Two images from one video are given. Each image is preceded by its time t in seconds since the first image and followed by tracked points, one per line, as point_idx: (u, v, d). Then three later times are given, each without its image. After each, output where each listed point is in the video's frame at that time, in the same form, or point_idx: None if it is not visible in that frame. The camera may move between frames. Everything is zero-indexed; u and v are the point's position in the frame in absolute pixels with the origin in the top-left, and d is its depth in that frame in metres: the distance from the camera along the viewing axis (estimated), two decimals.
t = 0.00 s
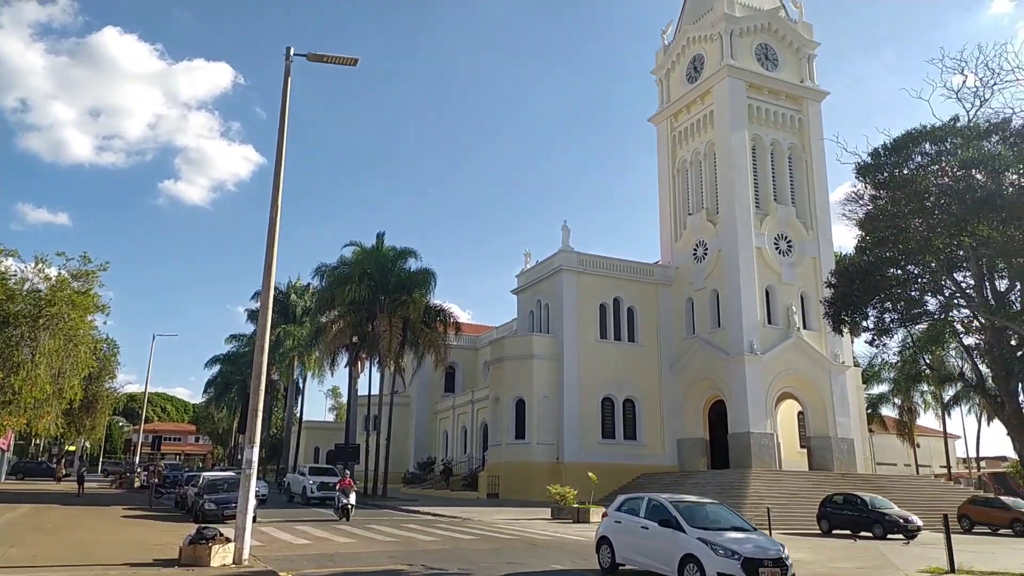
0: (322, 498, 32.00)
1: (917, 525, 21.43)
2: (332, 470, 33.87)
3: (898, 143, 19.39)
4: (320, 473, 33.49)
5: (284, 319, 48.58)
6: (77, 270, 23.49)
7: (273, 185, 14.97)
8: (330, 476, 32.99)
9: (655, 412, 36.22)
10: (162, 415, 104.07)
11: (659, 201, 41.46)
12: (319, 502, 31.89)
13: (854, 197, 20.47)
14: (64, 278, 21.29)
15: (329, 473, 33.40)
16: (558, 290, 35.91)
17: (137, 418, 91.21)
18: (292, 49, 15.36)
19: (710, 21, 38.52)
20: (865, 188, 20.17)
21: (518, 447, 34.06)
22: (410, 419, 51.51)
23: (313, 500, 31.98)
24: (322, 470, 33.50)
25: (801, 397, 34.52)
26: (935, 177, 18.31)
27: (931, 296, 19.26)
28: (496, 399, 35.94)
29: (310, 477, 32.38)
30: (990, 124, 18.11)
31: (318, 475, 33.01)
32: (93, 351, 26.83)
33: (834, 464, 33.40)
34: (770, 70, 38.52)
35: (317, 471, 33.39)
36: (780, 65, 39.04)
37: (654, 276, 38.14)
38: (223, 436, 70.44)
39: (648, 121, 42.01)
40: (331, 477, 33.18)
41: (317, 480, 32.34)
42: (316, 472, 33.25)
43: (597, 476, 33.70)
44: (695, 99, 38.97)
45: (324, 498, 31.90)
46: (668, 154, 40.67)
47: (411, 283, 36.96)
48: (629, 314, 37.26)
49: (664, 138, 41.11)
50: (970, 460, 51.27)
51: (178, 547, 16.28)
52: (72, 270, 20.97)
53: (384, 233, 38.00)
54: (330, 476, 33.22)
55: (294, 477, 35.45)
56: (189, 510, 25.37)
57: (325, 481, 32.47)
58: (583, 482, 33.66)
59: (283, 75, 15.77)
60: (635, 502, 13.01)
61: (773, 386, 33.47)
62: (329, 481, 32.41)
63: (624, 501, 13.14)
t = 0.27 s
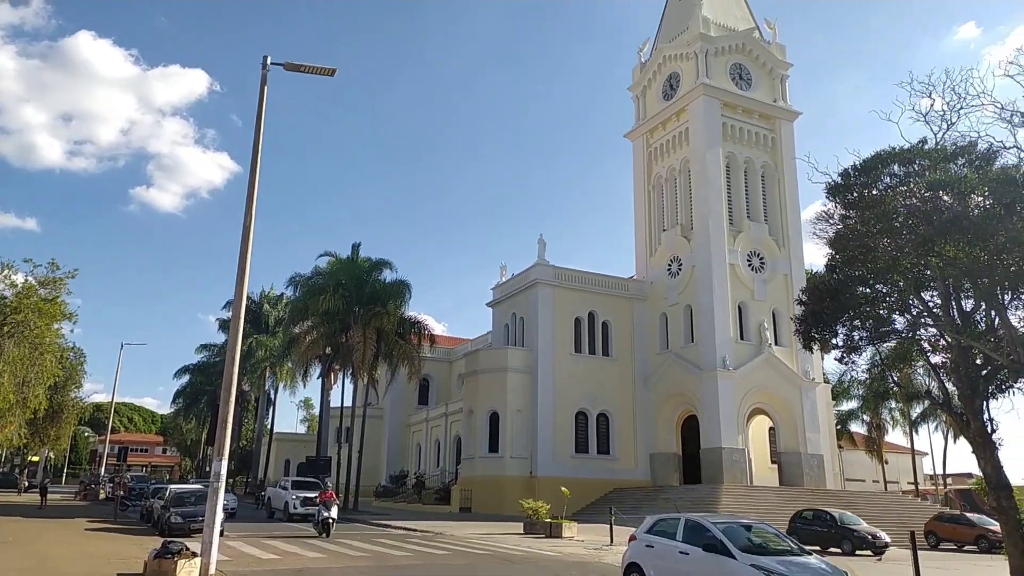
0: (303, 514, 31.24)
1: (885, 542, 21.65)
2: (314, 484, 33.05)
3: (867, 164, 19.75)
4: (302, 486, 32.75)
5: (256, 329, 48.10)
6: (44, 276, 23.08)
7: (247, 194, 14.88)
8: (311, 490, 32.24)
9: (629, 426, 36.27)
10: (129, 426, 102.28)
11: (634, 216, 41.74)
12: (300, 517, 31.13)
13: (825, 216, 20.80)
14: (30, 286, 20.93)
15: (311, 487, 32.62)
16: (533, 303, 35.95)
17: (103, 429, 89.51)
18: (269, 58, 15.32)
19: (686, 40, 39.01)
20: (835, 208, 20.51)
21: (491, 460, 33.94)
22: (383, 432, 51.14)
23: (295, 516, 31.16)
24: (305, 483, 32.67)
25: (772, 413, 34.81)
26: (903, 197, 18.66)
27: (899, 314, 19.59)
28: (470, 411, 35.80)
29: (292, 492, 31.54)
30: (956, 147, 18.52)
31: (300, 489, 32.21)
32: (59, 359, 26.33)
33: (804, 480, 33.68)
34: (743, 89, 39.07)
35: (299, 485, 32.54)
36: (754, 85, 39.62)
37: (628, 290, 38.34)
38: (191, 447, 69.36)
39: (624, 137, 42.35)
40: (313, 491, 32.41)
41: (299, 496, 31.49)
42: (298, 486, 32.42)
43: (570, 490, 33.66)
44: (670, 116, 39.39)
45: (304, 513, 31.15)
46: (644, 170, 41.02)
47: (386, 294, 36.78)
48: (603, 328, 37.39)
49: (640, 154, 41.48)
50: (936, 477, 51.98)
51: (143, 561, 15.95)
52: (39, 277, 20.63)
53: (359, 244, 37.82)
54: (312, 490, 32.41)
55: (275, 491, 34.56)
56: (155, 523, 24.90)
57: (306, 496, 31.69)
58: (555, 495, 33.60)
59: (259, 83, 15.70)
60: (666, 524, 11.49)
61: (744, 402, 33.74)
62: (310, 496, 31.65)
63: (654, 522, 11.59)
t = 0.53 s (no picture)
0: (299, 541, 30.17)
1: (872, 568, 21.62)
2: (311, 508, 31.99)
3: (851, 193, 20.00)
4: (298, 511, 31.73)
5: (242, 352, 47.77)
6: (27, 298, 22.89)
7: (234, 217, 14.88)
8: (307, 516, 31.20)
9: (616, 452, 36.16)
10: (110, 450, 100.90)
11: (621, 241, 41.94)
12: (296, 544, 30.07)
13: (809, 244, 21.01)
14: (13, 308, 20.72)
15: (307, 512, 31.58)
16: (520, 328, 35.94)
17: (84, 453, 88.26)
18: (257, 83, 15.43)
19: (672, 69, 39.51)
20: (819, 236, 20.73)
21: (478, 486, 33.71)
22: (368, 456, 50.69)
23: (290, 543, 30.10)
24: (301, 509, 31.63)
25: (759, 439, 34.83)
26: (886, 226, 18.89)
27: (883, 341, 19.72)
28: (456, 436, 35.60)
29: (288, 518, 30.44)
30: (938, 177, 18.82)
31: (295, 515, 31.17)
32: (40, 383, 26.00)
33: (790, 506, 33.64)
34: (729, 117, 39.56)
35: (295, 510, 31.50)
36: (739, 113, 40.13)
37: (615, 315, 38.43)
38: (173, 472, 68.47)
39: (611, 163, 42.69)
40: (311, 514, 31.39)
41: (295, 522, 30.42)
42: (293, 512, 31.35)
43: (556, 516, 33.43)
44: (657, 143, 39.77)
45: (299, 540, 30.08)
46: (631, 196, 41.32)
47: (372, 317, 36.68)
48: (590, 353, 37.39)
49: (627, 180, 41.81)
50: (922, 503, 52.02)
51: None
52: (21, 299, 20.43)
53: (346, 268, 37.77)
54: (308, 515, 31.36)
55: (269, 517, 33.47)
56: (134, 550, 24.48)
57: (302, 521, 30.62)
58: (542, 522, 33.36)
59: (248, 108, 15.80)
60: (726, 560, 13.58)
61: (731, 427, 33.74)
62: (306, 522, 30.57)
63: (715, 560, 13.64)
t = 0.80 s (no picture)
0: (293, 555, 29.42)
1: None
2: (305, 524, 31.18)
3: (833, 207, 20.22)
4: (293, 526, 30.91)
5: (225, 363, 47.40)
6: (7, 307, 22.63)
7: (219, 227, 14.83)
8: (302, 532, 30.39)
9: (600, 464, 36.13)
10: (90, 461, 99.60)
11: (606, 253, 42.06)
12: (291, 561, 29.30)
13: (792, 257, 21.20)
14: None
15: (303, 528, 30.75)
16: (506, 339, 35.92)
17: (62, 465, 87.04)
18: (244, 94, 15.50)
19: (657, 82, 39.83)
20: (802, 249, 20.91)
21: (462, 498, 33.57)
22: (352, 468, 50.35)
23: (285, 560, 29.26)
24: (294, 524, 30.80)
25: (743, 451, 34.93)
26: (868, 239, 19.09)
27: (865, 354, 19.88)
28: (440, 448, 35.46)
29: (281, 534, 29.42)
30: (919, 192, 19.08)
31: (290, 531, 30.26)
32: (18, 393, 25.65)
33: (774, 518, 33.72)
34: (713, 131, 39.88)
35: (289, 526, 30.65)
36: (723, 127, 40.48)
37: (600, 326, 38.51)
38: (153, 484, 67.67)
39: (597, 175, 42.89)
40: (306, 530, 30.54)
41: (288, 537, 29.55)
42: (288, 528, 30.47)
43: (541, 528, 33.33)
44: (642, 156, 40.02)
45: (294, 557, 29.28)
46: (616, 208, 41.51)
47: (357, 328, 36.55)
48: (575, 365, 37.41)
49: (612, 193, 42.02)
50: (904, 514, 52.34)
51: None
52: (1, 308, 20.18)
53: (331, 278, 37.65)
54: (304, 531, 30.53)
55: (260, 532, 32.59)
56: (112, 564, 24.13)
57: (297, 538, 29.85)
58: (526, 534, 33.23)
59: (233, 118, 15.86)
60: None
61: (715, 439, 33.83)
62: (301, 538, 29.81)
63: None
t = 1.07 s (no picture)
0: None
1: None
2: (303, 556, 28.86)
3: (819, 236, 20.41)
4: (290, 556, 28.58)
5: (210, 387, 46.96)
6: None
7: (206, 251, 14.81)
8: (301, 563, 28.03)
9: (588, 491, 35.90)
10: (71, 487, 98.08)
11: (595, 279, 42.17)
12: None
13: (778, 285, 21.33)
14: None
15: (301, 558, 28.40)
16: (494, 365, 35.81)
17: (42, 489, 85.64)
18: (233, 119, 15.60)
19: (645, 111, 40.25)
20: (788, 277, 21.05)
21: (448, 526, 33.22)
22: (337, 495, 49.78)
23: None
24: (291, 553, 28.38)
25: (731, 479, 34.81)
26: (853, 269, 19.26)
27: (851, 383, 19.94)
28: (427, 475, 35.15)
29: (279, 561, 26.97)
30: (903, 222, 19.32)
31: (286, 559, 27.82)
32: None
33: (762, 547, 33.53)
34: (700, 159, 40.27)
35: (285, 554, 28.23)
36: (710, 156, 40.89)
37: (589, 353, 38.50)
38: (135, 510, 66.63)
39: (586, 202, 43.15)
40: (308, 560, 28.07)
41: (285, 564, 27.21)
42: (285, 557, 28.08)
43: (528, 557, 32.99)
44: (630, 183, 40.32)
45: None
46: (605, 234, 41.71)
47: (345, 353, 36.37)
48: (563, 391, 37.31)
49: (601, 220, 42.24)
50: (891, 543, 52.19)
51: None
52: None
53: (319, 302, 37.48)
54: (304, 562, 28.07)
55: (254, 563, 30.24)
56: None
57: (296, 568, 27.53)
58: (513, 562, 32.87)
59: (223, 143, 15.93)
60: None
61: (703, 467, 33.73)
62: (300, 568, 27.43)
63: None
